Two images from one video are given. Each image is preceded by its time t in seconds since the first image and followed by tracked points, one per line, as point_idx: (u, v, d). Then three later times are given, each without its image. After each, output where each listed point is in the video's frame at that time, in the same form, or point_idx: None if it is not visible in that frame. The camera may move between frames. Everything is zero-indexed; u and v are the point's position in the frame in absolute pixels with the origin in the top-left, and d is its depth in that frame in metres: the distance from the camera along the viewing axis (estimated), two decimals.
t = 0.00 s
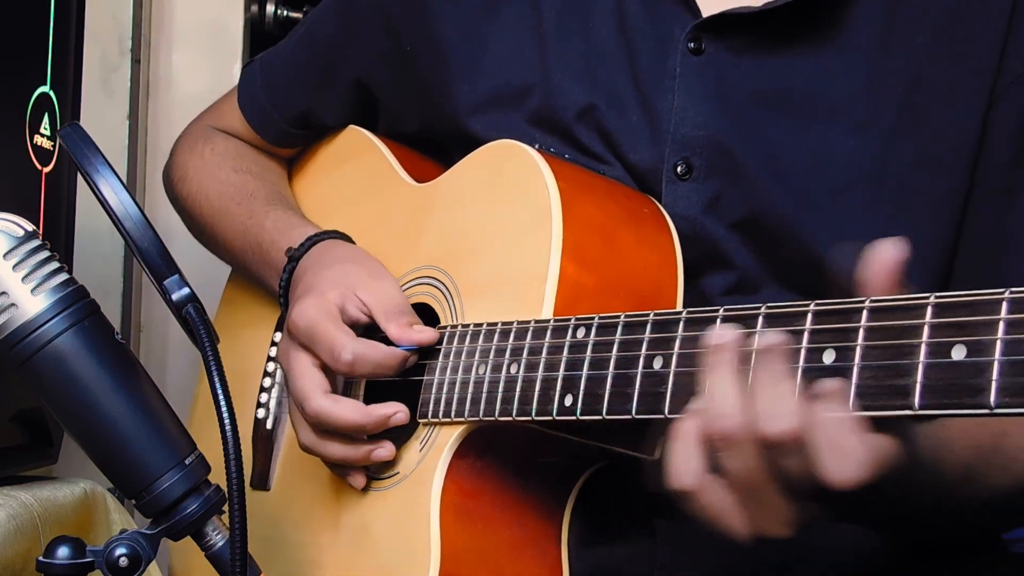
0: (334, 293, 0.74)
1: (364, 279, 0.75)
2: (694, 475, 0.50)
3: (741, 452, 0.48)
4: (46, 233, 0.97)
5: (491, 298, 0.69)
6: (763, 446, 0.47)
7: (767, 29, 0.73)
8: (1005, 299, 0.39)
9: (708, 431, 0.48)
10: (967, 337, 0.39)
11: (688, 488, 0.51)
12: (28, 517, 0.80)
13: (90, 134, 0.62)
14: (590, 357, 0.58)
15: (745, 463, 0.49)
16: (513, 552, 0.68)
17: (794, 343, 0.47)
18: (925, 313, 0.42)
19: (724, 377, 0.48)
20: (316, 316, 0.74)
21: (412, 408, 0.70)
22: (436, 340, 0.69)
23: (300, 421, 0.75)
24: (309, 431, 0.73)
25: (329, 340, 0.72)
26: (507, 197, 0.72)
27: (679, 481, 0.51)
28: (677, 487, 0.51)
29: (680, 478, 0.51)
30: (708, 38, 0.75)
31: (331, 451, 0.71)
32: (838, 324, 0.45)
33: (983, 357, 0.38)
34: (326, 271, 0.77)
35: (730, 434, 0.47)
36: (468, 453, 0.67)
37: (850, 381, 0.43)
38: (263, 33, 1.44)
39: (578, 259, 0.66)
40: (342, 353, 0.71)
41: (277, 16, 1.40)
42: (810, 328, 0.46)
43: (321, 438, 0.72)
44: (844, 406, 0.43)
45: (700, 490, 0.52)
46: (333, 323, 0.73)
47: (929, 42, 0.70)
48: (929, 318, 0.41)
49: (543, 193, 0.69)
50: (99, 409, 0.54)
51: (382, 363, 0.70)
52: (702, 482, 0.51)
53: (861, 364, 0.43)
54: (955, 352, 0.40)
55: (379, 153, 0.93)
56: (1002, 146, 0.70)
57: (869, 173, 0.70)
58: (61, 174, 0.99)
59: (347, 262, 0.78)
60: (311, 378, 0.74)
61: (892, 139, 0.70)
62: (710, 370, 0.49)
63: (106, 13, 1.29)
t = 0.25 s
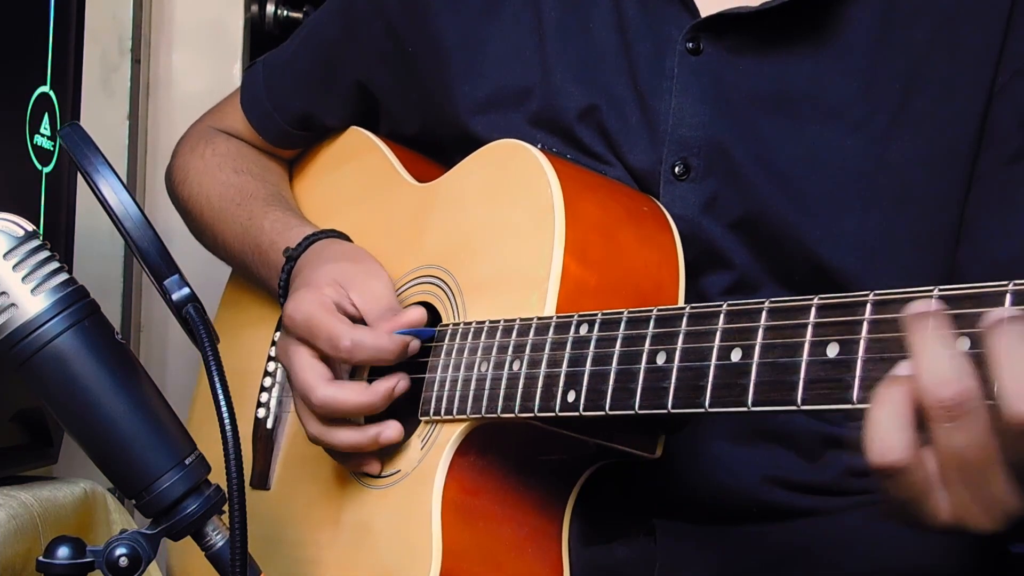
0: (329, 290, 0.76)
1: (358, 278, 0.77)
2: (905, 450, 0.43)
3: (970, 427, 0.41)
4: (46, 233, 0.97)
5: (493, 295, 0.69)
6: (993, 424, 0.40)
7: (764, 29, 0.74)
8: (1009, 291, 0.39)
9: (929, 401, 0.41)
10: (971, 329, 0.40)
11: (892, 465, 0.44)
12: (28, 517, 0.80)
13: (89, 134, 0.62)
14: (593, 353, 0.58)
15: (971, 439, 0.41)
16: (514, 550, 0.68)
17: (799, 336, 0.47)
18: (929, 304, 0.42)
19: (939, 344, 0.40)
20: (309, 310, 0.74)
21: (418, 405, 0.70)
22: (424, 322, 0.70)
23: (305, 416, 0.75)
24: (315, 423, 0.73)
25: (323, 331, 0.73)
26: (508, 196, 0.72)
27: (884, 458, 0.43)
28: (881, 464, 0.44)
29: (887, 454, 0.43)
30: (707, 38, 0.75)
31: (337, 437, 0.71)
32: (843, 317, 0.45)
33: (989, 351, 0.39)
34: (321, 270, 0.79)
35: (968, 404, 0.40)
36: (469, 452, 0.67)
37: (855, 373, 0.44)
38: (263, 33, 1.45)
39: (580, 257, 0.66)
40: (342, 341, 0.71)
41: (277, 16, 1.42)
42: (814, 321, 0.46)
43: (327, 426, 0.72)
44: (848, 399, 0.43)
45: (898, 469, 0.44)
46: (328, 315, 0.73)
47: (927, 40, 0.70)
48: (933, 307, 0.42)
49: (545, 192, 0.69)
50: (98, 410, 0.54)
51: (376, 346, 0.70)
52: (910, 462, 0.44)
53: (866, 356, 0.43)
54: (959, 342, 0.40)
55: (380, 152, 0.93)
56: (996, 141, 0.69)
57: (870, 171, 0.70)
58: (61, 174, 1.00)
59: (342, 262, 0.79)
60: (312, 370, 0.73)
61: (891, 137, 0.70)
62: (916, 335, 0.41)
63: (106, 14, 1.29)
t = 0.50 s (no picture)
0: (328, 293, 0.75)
1: (354, 276, 0.76)
2: (930, 416, 0.40)
3: (988, 395, 0.40)
4: (46, 232, 0.97)
5: (493, 295, 0.69)
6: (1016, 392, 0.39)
7: (763, 30, 0.73)
8: (1006, 291, 0.41)
9: (955, 366, 0.39)
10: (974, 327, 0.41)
11: (911, 431, 0.41)
12: (28, 517, 0.80)
13: (89, 134, 0.62)
14: (593, 352, 0.58)
15: (987, 409, 0.40)
16: (515, 550, 0.68)
17: (797, 335, 0.47)
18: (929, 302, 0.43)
19: (960, 314, 0.39)
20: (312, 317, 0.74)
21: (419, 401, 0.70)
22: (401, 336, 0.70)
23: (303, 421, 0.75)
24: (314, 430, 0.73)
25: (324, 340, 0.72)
26: (508, 196, 0.72)
27: (905, 423, 0.41)
28: (899, 431, 0.41)
29: (912, 418, 0.40)
30: (707, 39, 0.74)
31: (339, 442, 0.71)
32: (840, 317, 0.45)
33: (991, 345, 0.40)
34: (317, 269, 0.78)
35: (986, 370, 0.39)
36: (468, 450, 0.67)
37: (855, 372, 0.44)
38: (262, 33, 1.45)
39: (580, 257, 0.66)
40: (346, 353, 0.71)
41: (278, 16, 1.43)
42: (812, 320, 0.46)
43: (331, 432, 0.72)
44: (847, 397, 0.44)
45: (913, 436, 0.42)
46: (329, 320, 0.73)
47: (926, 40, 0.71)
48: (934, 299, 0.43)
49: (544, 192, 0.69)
50: (99, 410, 0.54)
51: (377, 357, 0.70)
52: (929, 431, 0.41)
53: (866, 355, 0.44)
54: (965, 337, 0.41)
55: (380, 152, 0.93)
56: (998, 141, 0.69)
57: (869, 170, 0.70)
58: (61, 174, 1.00)
59: (337, 259, 0.79)
60: (314, 377, 0.74)
61: (891, 136, 0.70)
62: (937, 308, 0.40)
63: (106, 14, 1.29)
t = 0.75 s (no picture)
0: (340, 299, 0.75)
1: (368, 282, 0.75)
2: (917, 402, 0.41)
3: (972, 383, 0.40)
4: (46, 232, 0.97)
5: (494, 294, 0.69)
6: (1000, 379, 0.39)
7: (764, 31, 0.73)
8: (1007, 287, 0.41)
9: (937, 354, 0.40)
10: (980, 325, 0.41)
11: (899, 419, 0.41)
12: (28, 517, 0.80)
13: (90, 134, 0.62)
14: (595, 350, 0.58)
15: (972, 398, 0.40)
16: (515, 549, 0.68)
17: (798, 334, 0.47)
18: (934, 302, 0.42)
19: (953, 306, 0.40)
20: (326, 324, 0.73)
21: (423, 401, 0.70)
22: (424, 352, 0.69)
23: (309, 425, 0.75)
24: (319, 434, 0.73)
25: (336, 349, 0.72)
26: (509, 196, 0.72)
27: (891, 410, 0.41)
28: (887, 417, 0.42)
29: (896, 404, 0.41)
30: (708, 40, 0.74)
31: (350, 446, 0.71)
32: (842, 315, 0.45)
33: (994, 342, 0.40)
34: (327, 274, 0.78)
35: (968, 357, 0.39)
36: (468, 450, 0.67)
37: (856, 370, 0.44)
38: (262, 33, 1.46)
39: (581, 256, 0.66)
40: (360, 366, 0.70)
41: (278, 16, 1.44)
42: (814, 319, 0.46)
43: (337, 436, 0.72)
44: (848, 394, 0.44)
45: (901, 425, 0.42)
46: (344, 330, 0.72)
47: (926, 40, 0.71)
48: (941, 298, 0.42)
49: (545, 192, 0.69)
50: (99, 410, 0.54)
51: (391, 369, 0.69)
52: (916, 420, 0.41)
53: (867, 353, 0.44)
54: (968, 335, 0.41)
55: (381, 152, 0.93)
56: (996, 140, 0.70)
57: (870, 169, 0.70)
58: (60, 174, 1.00)
59: (348, 264, 0.78)
60: (322, 384, 0.73)
61: (892, 135, 0.70)
62: (931, 300, 0.41)
63: (106, 13, 1.29)
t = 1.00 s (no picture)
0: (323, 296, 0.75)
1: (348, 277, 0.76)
2: (943, 415, 0.40)
3: (995, 388, 0.40)
4: (46, 233, 0.97)
5: (494, 290, 0.69)
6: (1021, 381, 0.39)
7: (767, 27, 0.73)
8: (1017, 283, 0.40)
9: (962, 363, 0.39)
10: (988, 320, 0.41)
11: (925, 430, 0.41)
12: (29, 517, 0.80)
13: (89, 134, 0.62)
14: (598, 346, 0.58)
15: (995, 402, 0.40)
16: (514, 547, 0.68)
17: (805, 328, 0.47)
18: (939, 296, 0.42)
19: (973, 315, 0.39)
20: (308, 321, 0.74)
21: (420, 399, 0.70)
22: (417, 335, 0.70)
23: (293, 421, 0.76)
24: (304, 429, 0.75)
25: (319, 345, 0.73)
26: (509, 194, 0.72)
27: (918, 422, 0.41)
28: (913, 430, 0.41)
29: (923, 418, 0.41)
30: (711, 36, 0.74)
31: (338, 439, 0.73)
32: (849, 310, 0.45)
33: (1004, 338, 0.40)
34: (309, 273, 0.78)
35: (993, 364, 0.39)
36: (469, 447, 0.67)
37: (863, 364, 0.44)
38: (262, 33, 1.46)
39: (583, 253, 0.67)
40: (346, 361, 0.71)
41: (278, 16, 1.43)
42: (821, 314, 0.46)
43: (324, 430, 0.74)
44: (857, 389, 0.44)
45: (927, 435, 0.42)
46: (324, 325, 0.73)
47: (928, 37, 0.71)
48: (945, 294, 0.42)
49: (546, 190, 0.69)
50: (99, 410, 0.54)
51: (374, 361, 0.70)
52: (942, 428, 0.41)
53: (875, 347, 0.44)
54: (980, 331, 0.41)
55: (379, 150, 0.93)
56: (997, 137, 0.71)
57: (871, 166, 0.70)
58: (61, 173, 1.00)
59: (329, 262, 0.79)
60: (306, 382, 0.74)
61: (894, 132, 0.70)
62: (945, 306, 0.40)
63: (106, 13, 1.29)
